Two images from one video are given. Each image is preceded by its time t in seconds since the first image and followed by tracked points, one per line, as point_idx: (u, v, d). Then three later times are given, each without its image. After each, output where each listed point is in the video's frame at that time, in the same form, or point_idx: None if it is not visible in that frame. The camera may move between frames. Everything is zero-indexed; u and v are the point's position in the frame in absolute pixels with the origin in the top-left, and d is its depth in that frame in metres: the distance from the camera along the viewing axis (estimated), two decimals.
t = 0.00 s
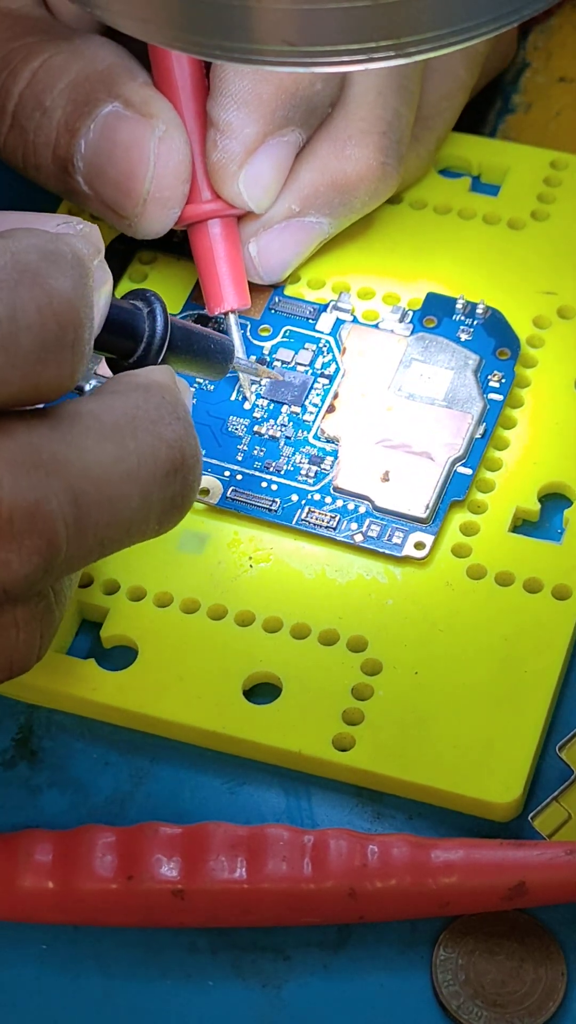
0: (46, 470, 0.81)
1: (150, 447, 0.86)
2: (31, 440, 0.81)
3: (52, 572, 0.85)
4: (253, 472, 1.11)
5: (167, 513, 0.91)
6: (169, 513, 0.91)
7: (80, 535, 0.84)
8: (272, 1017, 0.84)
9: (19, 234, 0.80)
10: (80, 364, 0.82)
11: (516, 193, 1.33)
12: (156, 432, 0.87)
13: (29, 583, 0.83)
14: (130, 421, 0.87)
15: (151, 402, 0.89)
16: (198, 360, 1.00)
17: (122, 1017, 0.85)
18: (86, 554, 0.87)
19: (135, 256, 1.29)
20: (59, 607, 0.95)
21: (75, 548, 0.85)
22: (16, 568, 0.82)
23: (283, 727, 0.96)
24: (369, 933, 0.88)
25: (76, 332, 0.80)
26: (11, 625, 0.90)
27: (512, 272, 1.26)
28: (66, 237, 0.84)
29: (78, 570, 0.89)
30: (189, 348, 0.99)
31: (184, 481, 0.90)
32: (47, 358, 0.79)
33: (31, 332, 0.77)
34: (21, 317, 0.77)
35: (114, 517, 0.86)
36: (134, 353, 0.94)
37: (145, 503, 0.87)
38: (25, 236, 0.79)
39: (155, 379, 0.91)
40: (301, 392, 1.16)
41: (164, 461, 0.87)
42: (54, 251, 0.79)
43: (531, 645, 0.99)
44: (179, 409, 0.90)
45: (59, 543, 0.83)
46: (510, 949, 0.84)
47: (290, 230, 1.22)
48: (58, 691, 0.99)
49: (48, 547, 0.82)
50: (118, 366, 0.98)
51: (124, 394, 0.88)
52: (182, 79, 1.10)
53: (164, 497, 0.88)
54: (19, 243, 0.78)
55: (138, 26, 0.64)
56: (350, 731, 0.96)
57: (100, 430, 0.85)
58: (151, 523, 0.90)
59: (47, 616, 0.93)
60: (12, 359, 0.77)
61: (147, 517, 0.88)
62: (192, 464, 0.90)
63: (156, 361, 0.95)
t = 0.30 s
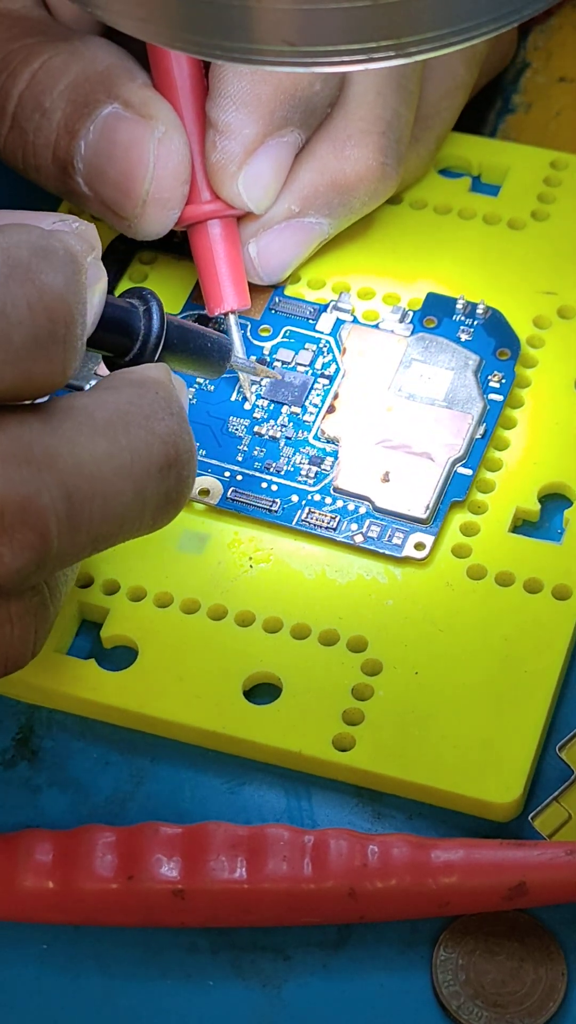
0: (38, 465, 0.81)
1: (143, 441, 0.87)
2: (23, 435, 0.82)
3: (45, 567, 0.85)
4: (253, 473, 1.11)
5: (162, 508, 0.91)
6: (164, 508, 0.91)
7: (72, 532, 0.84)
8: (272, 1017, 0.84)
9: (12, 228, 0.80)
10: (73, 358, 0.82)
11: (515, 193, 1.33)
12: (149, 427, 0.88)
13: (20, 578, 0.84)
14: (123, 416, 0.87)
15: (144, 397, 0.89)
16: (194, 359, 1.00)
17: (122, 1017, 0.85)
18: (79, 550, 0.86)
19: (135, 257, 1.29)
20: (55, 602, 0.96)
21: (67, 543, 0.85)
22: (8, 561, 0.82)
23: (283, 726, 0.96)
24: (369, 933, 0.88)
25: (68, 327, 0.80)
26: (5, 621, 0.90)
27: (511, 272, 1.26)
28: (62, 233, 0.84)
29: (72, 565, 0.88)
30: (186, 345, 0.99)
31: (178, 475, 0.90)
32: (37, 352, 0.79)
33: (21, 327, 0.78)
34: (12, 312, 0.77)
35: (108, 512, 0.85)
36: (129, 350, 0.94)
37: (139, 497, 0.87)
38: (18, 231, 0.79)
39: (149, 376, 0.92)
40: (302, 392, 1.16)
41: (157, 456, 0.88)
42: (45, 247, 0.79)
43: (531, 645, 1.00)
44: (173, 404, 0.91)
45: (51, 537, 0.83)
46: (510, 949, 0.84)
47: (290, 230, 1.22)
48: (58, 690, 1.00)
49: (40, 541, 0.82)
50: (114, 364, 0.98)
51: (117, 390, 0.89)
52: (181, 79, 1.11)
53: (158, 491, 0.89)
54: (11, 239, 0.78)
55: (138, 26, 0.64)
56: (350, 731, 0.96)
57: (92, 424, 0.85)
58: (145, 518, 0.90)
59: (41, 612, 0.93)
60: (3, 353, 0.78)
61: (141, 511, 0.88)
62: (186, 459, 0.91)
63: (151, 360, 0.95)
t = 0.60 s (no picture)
0: (40, 451, 0.81)
1: (144, 431, 0.87)
2: (26, 421, 0.81)
3: (46, 555, 0.84)
4: (253, 473, 1.11)
5: (164, 497, 0.92)
6: (166, 497, 0.92)
7: (74, 516, 0.84)
8: (272, 1017, 0.84)
9: (16, 220, 0.80)
10: (75, 350, 0.82)
11: (515, 193, 1.33)
12: (151, 417, 0.88)
13: (22, 565, 0.82)
14: (125, 407, 0.87)
15: (146, 388, 0.89)
16: (196, 354, 1.00)
17: (122, 1017, 0.85)
18: (82, 537, 0.86)
19: (135, 256, 1.29)
20: (58, 592, 0.96)
21: (69, 530, 0.85)
22: (10, 549, 0.81)
23: (283, 726, 0.96)
24: (369, 933, 0.88)
25: (70, 318, 0.80)
26: (9, 610, 0.91)
27: (511, 272, 1.26)
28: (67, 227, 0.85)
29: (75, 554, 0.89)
30: (188, 341, 0.99)
31: (180, 465, 0.91)
32: (41, 343, 0.79)
33: (24, 316, 0.78)
34: (14, 301, 0.78)
35: (109, 499, 0.86)
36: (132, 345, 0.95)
37: (141, 487, 0.88)
38: (21, 223, 0.80)
39: (151, 368, 0.91)
40: (302, 392, 1.16)
41: (159, 447, 0.88)
42: (49, 238, 0.80)
43: (532, 645, 1.00)
44: (174, 395, 0.91)
45: (54, 524, 0.83)
46: (510, 949, 0.84)
47: (290, 230, 1.22)
48: (58, 690, 1.00)
49: (42, 527, 0.81)
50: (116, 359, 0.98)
51: (119, 381, 0.89)
52: (181, 79, 1.11)
53: (159, 481, 0.89)
54: (15, 229, 0.79)
55: (138, 26, 0.63)
56: (350, 731, 0.96)
57: (95, 413, 0.85)
58: (147, 507, 0.90)
59: (45, 602, 0.93)
60: (4, 343, 0.78)
61: (143, 501, 0.89)
62: (188, 449, 0.91)
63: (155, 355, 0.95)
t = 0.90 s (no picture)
0: (49, 439, 0.81)
1: (151, 421, 0.87)
2: (34, 411, 0.82)
3: (55, 544, 0.84)
4: (253, 473, 1.11)
5: (171, 487, 0.92)
6: (173, 487, 0.92)
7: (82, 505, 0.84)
8: (272, 1017, 0.84)
9: (29, 217, 0.81)
10: (86, 344, 0.83)
11: (515, 193, 1.33)
12: (157, 408, 0.88)
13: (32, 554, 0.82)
14: (131, 397, 0.87)
15: (152, 379, 0.89)
16: (200, 346, 1.00)
17: (123, 1017, 0.85)
18: (90, 528, 0.86)
19: (135, 256, 1.29)
20: (66, 583, 0.96)
21: (78, 519, 0.84)
22: (20, 537, 0.80)
23: (282, 726, 0.96)
24: (369, 933, 0.88)
25: (82, 314, 0.81)
26: (18, 600, 0.90)
27: (511, 272, 1.26)
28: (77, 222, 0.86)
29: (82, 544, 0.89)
30: (193, 333, 0.99)
31: (187, 455, 0.91)
32: (52, 338, 0.80)
33: (36, 312, 0.79)
34: (26, 296, 0.78)
35: (118, 488, 0.86)
36: (137, 339, 0.95)
37: (148, 476, 0.88)
38: (34, 220, 0.81)
39: (158, 360, 0.92)
40: (302, 392, 1.16)
41: (166, 436, 0.88)
42: (60, 235, 0.80)
43: (532, 645, 1.00)
44: (181, 386, 0.91)
45: (63, 512, 0.82)
46: (510, 949, 0.84)
47: (291, 229, 1.22)
48: (58, 690, 0.99)
49: (52, 515, 0.81)
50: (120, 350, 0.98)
51: (126, 372, 0.89)
52: (182, 79, 1.12)
53: (167, 471, 0.90)
54: (27, 226, 0.80)
55: (138, 27, 0.63)
56: (350, 731, 0.96)
57: (102, 404, 0.86)
58: (154, 498, 0.90)
59: (54, 592, 0.94)
60: (16, 339, 0.78)
61: (150, 490, 0.89)
62: (195, 439, 0.91)
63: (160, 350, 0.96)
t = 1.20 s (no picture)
0: (57, 438, 0.81)
1: (156, 423, 0.88)
2: (41, 410, 0.82)
3: (62, 542, 0.84)
4: (253, 473, 1.11)
5: (174, 488, 0.92)
6: (176, 489, 0.92)
7: (90, 504, 0.84)
8: (273, 1016, 0.84)
9: (36, 222, 0.80)
10: (93, 350, 0.82)
11: (515, 193, 1.33)
12: (162, 410, 0.89)
13: (40, 553, 0.82)
14: (137, 398, 0.88)
15: (157, 381, 0.90)
16: (200, 351, 1.01)
17: (124, 1017, 0.85)
18: (95, 526, 0.87)
19: (135, 256, 1.29)
20: (71, 582, 0.96)
21: (85, 517, 0.85)
22: (28, 536, 0.81)
23: (282, 726, 0.96)
24: (369, 933, 0.88)
25: (89, 318, 0.80)
26: (24, 599, 0.90)
27: (511, 272, 1.26)
28: (83, 228, 0.85)
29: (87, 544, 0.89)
30: (194, 337, 0.99)
31: (190, 457, 0.92)
32: (61, 343, 0.79)
33: (46, 316, 0.78)
34: (37, 300, 0.77)
35: (123, 488, 0.86)
36: (138, 344, 0.95)
37: (154, 476, 0.88)
38: (41, 224, 0.80)
39: (161, 362, 0.92)
40: (302, 392, 1.16)
41: (171, 438, 0.89)
42: (68, 239, 0.80)
43: (531, 645, 1.00)
44: (184, 389, 0.92)
45: (70, 511, 0.82)
46: (510, 949, 0.84)
47: (291, 229, 1.22)
48: (59, 691, 1.00)
49: (59, 513, 0.81)
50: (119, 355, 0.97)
51: (130, 374, 0.89)
52: (182, 80, 1.12)
53: (170, 472, 0.90)
54: (35, 230, 0.79)
55: (139, 27, 0.63)
56: (350, 731, 0.96)
57: (108, 403, 0.86)
58: (158, 499, 0.91)
59: (59, 590, 0.93)
60: (25, 342, 0.77)
61: (155, 491, 0.90)
62: (198, 441, 0.92)
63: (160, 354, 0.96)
